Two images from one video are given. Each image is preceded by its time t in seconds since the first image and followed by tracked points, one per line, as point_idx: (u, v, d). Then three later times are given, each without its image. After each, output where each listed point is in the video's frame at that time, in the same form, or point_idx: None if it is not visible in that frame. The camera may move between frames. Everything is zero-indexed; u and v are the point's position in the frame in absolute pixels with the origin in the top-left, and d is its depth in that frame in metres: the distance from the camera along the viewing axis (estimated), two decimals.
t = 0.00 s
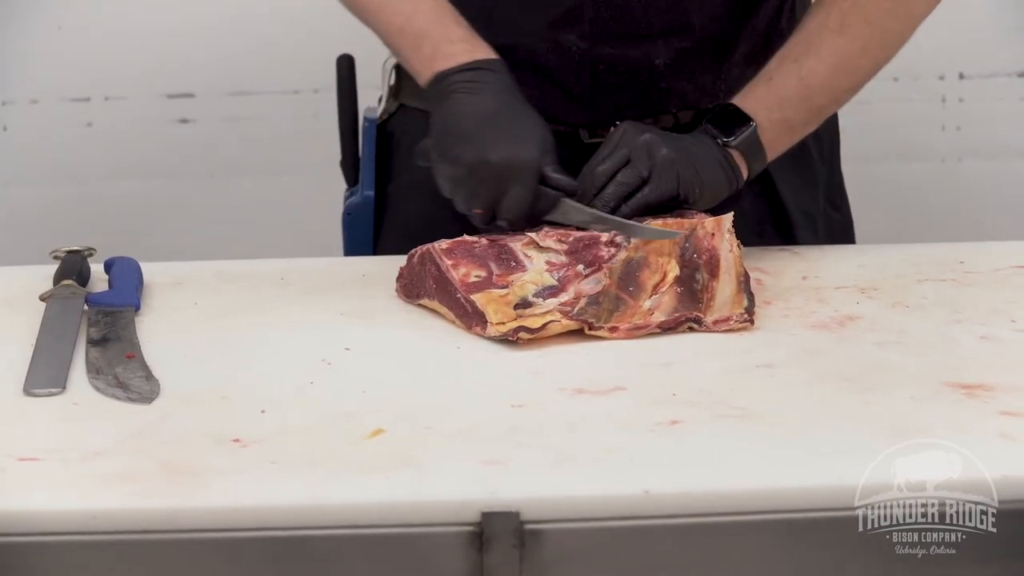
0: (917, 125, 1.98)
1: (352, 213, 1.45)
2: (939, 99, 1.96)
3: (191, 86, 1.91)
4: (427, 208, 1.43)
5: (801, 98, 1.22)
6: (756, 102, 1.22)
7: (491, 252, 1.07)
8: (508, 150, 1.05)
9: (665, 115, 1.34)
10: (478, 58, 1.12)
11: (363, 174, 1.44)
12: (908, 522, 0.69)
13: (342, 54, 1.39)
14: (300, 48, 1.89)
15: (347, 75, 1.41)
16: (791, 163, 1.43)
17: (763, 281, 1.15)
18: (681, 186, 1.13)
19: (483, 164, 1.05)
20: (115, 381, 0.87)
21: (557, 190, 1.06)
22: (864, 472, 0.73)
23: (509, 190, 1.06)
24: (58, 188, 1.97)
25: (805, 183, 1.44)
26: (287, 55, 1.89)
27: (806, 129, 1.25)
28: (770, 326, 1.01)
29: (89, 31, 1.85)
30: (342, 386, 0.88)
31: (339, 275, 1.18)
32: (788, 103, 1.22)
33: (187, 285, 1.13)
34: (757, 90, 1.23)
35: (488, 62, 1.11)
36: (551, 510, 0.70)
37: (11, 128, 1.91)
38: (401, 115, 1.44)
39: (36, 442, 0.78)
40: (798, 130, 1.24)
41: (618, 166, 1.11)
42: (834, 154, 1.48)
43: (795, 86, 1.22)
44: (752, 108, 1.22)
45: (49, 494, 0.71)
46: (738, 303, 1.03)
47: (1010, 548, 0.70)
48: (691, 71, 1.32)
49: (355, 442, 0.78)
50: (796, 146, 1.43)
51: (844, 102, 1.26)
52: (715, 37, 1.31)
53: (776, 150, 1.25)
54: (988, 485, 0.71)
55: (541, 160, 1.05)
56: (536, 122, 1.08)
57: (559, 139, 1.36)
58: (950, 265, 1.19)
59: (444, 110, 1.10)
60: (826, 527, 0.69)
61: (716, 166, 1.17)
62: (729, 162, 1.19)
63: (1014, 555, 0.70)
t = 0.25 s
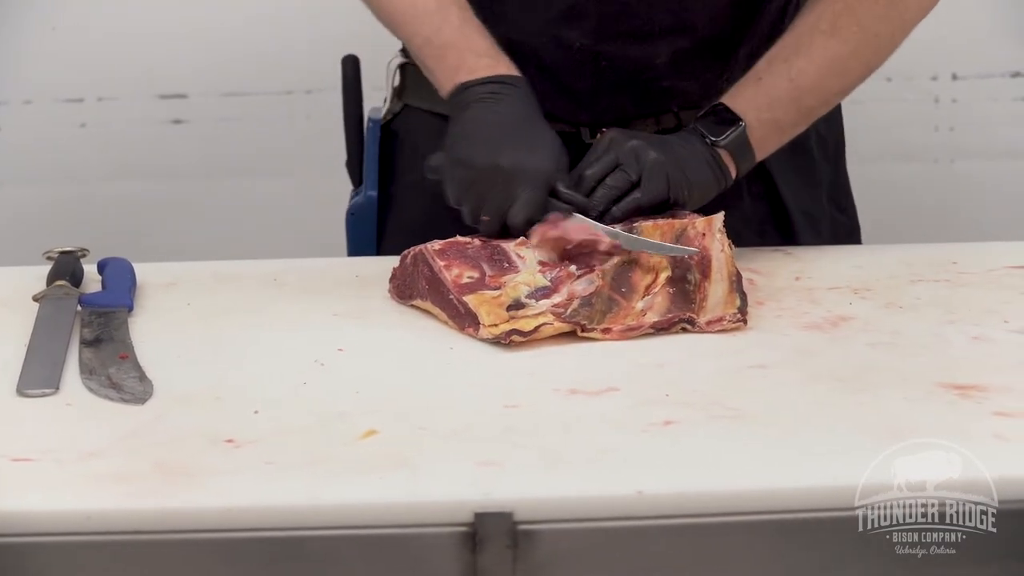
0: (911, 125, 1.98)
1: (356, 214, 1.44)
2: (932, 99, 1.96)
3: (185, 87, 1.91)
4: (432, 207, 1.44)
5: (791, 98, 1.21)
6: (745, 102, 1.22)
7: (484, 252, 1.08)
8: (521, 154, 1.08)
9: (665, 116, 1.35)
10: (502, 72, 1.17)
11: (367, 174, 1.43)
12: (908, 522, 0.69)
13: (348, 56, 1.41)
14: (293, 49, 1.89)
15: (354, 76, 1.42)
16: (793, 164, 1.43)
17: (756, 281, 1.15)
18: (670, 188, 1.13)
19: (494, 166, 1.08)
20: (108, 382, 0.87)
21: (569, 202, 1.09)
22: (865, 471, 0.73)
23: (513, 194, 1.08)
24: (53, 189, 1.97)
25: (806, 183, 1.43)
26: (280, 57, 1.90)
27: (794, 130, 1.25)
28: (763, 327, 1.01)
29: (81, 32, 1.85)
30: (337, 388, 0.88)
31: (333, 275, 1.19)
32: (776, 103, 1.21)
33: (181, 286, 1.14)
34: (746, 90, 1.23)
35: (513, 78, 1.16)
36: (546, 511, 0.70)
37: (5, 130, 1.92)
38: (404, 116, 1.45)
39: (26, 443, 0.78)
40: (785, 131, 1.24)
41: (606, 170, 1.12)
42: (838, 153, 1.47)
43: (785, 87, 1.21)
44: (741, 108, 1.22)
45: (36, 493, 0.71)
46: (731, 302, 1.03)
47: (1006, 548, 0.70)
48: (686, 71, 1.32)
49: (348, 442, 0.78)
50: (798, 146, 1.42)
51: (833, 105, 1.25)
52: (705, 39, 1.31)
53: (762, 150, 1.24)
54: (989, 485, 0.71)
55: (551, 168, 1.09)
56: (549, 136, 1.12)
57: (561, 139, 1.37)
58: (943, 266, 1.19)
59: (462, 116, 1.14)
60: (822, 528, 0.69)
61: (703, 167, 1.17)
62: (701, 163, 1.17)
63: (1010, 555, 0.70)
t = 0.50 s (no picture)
0: (906, 128, 1.98)
1: (364, 215, 1.45)
2: (926, 101, 1.96)
3: (178, 90, 1.91)
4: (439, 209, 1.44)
5: (785, 100, 1.22)
6: (740, 103, 1.23)
7: (477, 254, 1.08)
8: (519, 156, 1.09)
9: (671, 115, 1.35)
10: (492, 70, 1.17)
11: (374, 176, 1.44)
12: (909, 522, 0.69)
13: (354, 57, 1.42)
14: (287, 52, 1.90)
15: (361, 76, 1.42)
16: (801, 167, 1.42)
17: (749, 283, 1.15)
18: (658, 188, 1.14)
19: (489, 170, 1.09)
20: (102, 385, 0.87)
21: (566, 203, 1.10)
22: (866, 473, 0.72)
23: (512, 196, 1.09)
24: (48, 192, 1.97)
25: (815, 187, 1.43)
26: (272, 59, 1.90)
27: (789, 132, 1.25)
28: (756, 328, 1.01)
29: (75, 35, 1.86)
30: (330, 390, 0.88)
31: (328, 278, 1.19)
32: (771, 104, 1.22)
33: (175, 289, 1.14)
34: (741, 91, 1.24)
35: (501, 74, 1.16)
36: (539, 513, 0.70)
37: None
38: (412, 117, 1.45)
39: (15, 445, 0.78)
40: (779, 133, 1.25)
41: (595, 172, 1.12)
42: (848, 154, 1.47)
43: (779, 88, 1.22)
44: (735, 110, 1.23)
45: (23, 494, 0.71)
46: (725, 305, 1.03)
47: (1003, 549, 0.69)
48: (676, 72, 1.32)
49: (341, 444, 0.78)
50: (806, 149, 1.42)
51: (830, 107, 1.26)
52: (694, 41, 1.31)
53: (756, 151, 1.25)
54: (988, 485, 0.71)
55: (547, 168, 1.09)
56: (542, 135, 1.12)
57: (567, 140, 1.37)
58: (937, 269, 1.19)
59: (453, 118, 1.15)
60: (818, 530, 0.69)
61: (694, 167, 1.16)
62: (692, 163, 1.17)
63: (1007, 556, 0.70)
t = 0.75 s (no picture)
0: (901, 132, 1.99)
1: (366, 219, 1.45)
2: (920, 105, 1.96)
3: (173, 94, 1.92)
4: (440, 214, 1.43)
5: (790, 100, 1.22)
6: (744, 105, 1.22)
7: (471, 259, 1.09)
8: (473, 154, 1.09)
9: (669, 118, 1.34)
10: (455, 72, 1.17)
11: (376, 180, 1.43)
12: (908, 522, 0.69)
13: (360, 60, 1.41)
14: (282, 57, 1.90)
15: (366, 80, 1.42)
16: (803, 174, 1.42)
17: (744, 288, 1.16)
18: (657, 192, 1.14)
19: (451, 170, 1.09)
20: (95, 389, 0.87)
21: (525, 203, 1.09)
22: (867, 474, 0.73)
23: (472, 194, 1.08)
24: (44, 197, 1.98)
25: (816, 194, 1.43)
26: (266, 63, 1.90)
27: (796, 133, 1.25)
28: (751, 333, 1.01)
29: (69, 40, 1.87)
30: (324, 395, 0.88)
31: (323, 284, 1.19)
32: (776, 105, 1.21)
33: (170, 295, 1.14)
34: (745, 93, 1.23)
35: (464, 76, 1.17)
36: (533, 518, 0.70)
37: None
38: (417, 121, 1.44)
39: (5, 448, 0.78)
40: (786, 133, 1.24)
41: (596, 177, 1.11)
42: (849, 161, 1.47)
43: (784, 89, 1.22)
44: (739, 111, 1.22)
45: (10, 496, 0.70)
46: (719, 309, 1.03)
47: (1002, 553, 0.69)
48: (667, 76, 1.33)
49: (334, 448, 0.78)
50: (808, 156, 1.41)
51: (835, 106, 1.25)
52: (685, 45, 1.31)
53: (762, 152, 1.25)
54: (989, 485, 0.71)
55: (505, 165, 1.09)
56: (499, 133, 1.12)
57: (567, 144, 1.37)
58: (931, 274, 1.20)
59: (413, 120, 1.15)
60: (816, 534, 0.69)
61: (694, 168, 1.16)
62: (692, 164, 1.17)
63: (1004, 561, 0.69)
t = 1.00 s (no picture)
0: (897, 136, 1.99)
1: (364, 223, 1.45)
2: (917, 108, 1.96)
3: (169, 98, 1.92)
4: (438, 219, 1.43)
5: (800, 81, 1.24)
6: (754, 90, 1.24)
7: (466, 263, 1.10)
8: (395, 120, 1.08)
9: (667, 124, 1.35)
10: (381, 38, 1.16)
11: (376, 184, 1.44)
12: (908, 521, 0.68)
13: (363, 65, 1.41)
14: (278, 60, 1.90)
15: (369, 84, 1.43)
16: (803, 180, 1.42)
17: (739, 292, 1.16)
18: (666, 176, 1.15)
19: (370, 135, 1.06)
20: (90, 393, 0.88)
21: (428, 175, 1.12)
22: (866, 474, 0.73)
23: (407, 156, 1.08)
24: (40, 200, 1.98)
25: (815, 201, 1.44)
26: (260, 66, 1.91)
27: (807, 114, 1.27)
28: (746, 336, 1.01)
29: (64, 43, 1.88)
30: (319, 399, 0.88)
31: (318, 288, 1.19)
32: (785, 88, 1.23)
33: (165, 299, 1.14)
34: (753, 78, 1.25)
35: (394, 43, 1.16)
36: (528, 522, 0.69)
37: None
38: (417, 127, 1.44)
39: None
40: (798, 116, 1.26)
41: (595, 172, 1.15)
42: (851, 168, 1.47)
43: (793, 71, 1.24)
44: (754, 91, 1.24)
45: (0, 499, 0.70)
46: (714, 311, 1.04)
47: (1000, 554, 0.69)
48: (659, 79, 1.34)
49: (329, 452, 0.78)
50: (808, 162, 1.42)
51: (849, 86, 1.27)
52: (676, 47, 1.32)
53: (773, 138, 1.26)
54: (991, 485, 0.70)
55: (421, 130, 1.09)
56: (414, 97, 1.12)
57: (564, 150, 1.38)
58: (927, 276, 1.20)
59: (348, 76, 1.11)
60: (817, 536, 0.69)
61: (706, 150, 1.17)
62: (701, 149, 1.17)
63: (1002, 563, 0.69)
